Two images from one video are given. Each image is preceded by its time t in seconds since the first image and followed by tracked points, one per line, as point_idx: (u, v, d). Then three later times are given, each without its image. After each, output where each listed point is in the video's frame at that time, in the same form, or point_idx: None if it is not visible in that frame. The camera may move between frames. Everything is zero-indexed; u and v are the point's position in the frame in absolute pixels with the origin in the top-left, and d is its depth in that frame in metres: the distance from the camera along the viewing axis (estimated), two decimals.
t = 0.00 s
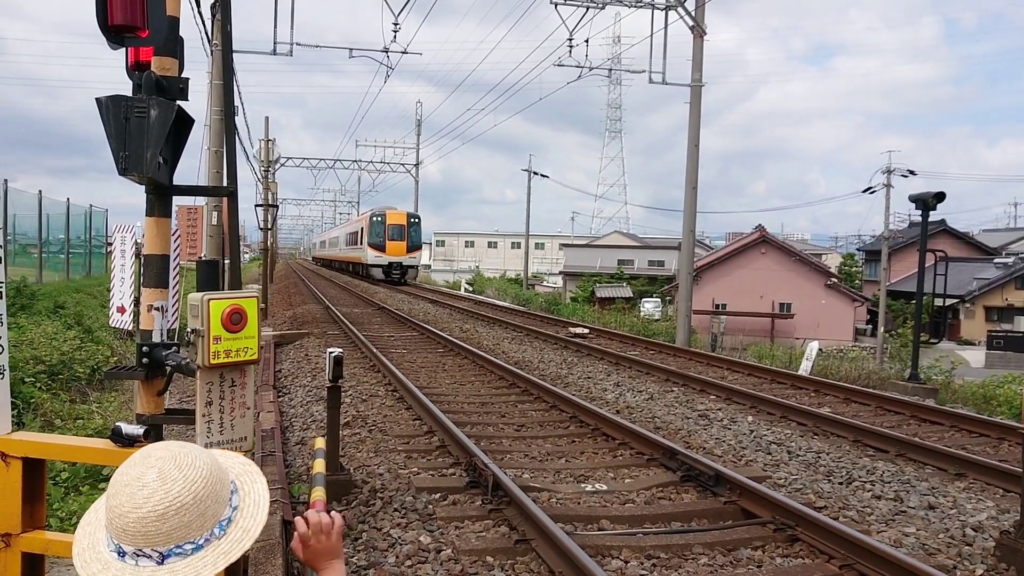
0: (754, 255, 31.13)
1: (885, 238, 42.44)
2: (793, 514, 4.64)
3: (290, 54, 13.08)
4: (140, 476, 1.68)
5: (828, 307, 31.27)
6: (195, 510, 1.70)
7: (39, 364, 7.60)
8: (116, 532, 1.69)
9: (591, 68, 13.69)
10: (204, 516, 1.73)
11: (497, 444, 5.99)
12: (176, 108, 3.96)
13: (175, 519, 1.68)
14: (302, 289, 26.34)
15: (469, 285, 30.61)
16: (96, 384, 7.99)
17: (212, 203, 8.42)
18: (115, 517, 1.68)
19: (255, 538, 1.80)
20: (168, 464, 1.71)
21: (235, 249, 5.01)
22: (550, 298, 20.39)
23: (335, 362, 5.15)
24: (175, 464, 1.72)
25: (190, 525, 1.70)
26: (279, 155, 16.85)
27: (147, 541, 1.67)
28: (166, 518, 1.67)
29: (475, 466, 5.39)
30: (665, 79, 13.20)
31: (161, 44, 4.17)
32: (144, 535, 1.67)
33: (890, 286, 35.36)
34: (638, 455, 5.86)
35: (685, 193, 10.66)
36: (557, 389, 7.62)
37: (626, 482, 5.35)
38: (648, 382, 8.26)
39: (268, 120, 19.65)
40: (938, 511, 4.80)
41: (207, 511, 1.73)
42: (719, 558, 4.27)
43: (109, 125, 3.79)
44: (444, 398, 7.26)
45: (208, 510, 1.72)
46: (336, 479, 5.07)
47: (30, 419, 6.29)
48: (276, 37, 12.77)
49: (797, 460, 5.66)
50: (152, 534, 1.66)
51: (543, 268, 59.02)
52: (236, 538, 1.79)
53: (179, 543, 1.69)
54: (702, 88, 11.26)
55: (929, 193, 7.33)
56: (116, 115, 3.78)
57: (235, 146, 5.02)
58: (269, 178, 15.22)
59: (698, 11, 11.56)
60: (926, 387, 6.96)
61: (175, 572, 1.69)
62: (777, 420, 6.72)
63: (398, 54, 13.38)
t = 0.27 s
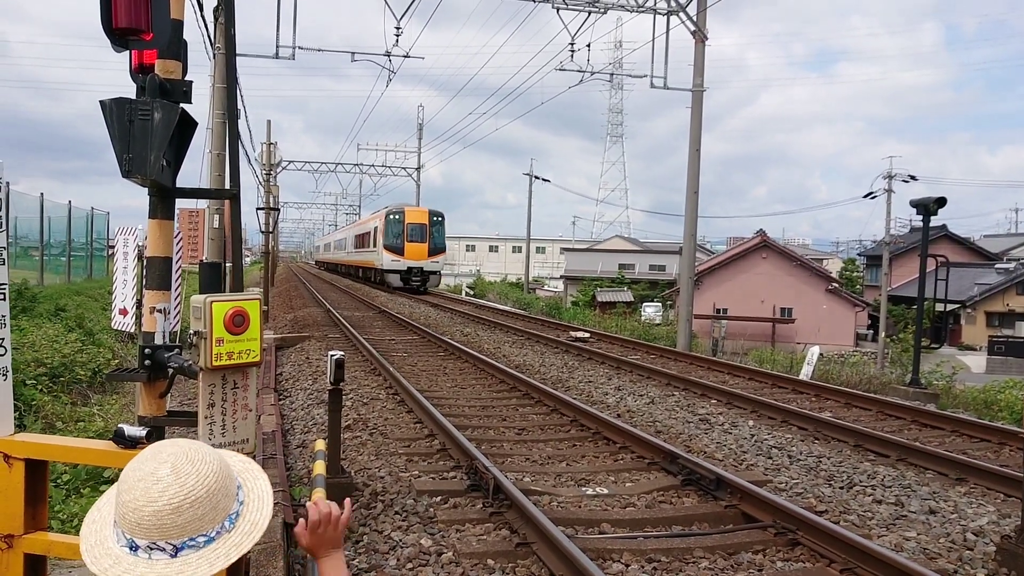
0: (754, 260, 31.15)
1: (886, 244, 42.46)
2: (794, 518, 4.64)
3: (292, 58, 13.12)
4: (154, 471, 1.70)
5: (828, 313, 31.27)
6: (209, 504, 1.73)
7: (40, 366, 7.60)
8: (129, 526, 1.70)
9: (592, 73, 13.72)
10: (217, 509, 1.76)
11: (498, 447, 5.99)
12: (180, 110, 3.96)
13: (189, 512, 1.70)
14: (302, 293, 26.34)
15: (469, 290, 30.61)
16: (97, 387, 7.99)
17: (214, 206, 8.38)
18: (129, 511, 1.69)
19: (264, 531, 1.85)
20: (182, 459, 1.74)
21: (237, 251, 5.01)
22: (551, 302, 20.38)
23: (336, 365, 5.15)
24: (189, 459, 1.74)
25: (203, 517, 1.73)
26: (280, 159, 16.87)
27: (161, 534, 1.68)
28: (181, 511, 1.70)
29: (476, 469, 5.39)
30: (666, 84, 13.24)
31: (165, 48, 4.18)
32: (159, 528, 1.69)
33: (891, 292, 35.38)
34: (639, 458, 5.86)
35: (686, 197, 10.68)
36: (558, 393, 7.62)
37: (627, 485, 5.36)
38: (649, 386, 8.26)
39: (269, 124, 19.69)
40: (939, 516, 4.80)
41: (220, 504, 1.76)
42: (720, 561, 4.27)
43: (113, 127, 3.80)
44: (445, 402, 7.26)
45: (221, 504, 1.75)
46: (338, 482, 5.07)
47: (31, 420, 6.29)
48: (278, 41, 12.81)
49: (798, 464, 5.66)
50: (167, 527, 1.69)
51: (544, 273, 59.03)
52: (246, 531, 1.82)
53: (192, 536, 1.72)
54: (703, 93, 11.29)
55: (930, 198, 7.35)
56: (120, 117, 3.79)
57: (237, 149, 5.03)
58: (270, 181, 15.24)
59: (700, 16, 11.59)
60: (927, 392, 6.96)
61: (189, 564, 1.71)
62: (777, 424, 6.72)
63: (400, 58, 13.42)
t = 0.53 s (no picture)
0: (756, 264, 31.12)
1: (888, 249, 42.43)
2: (794, 524, 4.63)
3: (294, 62, 13.16)
4: (158, 472, 1.73)
5: (830, 317, 31.25)
6: (213, 502, 1.76)
7: (41, 370, 7.62)
8: (136, 527, 1.73)
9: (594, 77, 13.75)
10: (221, 507, 1.79)
11: (498, 452, 5.99)
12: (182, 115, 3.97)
13: (194, 511, 1.73)
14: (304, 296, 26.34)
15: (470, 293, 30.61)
16: (98, 390, 7.99)
17: (215, 210, 8.36)
18: (135, 513, 1.72)
19: (270, 525, 1.88)
20: (183, 460, 1.77)
21: (238, 256, 5.02)
22: (552, 307, 20.38)
23: (336, 369, 5.15)
24: (190, 460, 1.77)
25: (208, 516, 1.76)
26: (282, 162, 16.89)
27: (168, 534, 1.72)
28: (186, 510, 1.73)
29: (476, 474, 5.40)
30: (668, 89, 13.28)
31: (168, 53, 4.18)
32: (166, 528, 1.72)
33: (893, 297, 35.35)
34: (639, 463, 5.86)
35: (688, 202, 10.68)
36: (558, 397, 7.62)
37: (627, 491, 5.35)
38: (650, 391, 8.25)
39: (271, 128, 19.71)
40: (939, 522, 4.80)
41: (224, 502, 1.79)
42: (720, 567, 4.27)
43: (116, 132, 3.82)
44: (445, 406, 7.26)
45: (224, 502, 1.79)
46: (338, 486, 5.08)
47: (32, 424, 6.30)
48: (282, 45, 12.86)
49: (798, 470, 5.66)
50: (173, 528, 1.72)
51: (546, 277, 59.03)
52: (252, 526, 1.86)
53: (200, 534, 1.75)
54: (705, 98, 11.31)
55: (931, 204, 7.34)
56: (122, 122, 3.80)
57: (239, 154, 5.04)
58: (272, 185, 15.26)
59: (701, 21, 11.62)
60: (928, 398, 6.96)
61: (198, 562, 1.74)
62: (778, 430, 6.71)
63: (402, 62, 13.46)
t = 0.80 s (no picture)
0: (759, 271, 31.06)
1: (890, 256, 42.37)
2: (795, 530, 4.62)
3: (296, 67, 13.21)
4: (189, 469, 1.77)
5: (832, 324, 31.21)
6: (242, 500, 1.80)
7: (43, 374, 7.62)
8: (168, 524, 1.77)
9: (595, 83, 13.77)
10: (250, 505, 1.82)
11: (499, 457, 5.99)
12: (185, 119, 3.98)
13: (225, 508, 1.77)
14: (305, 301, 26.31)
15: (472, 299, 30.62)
16: (99, 394, 8.00)
17: (217, 215, 8.36)
18: (167, 510, 1.76)
19: (298, 523, 1.91)
20: (214, 458, 1.81)
21: (240, 259, 5.03)
22: (553, 312, 20.37)
23: (338, 373, 5.16)
24: (221, 458, 1.81)
25: (238, 513, 1.79)
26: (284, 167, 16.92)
27: (199, 532, 1.75)
28: (216, 508, 1.77)
29: (476, 478, 5.39)
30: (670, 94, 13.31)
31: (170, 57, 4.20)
32: (198, 525, 1.75)
33: (895, 303, 35.32)
34: (641, 468, 5.85)
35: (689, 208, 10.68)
36: (559, 402, 7.61)
37: (628, 496, 5.34)
38: (651, 396, 8.24)
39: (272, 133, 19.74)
40: (941, 528, 4.78)
41: (253, 500, 1.82)
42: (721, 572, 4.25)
43: (118, 136, 3.83)
44: (446, 411, 7.26)
45: (255, 501, 1.82)
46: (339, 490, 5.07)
47: (34, 428, 6.30)
48: (284, 50, 12.91)
49: (799, 476, 5.65)
50: (204, 524, 1.76)
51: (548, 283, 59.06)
52: (280, 524, 1.88)
53: (229, 532, 1.78)
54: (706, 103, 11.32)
55: (933, 210, 7.34)
56: (125, 126, 3.81)
57: (240, 158, 5.05)
58: (274, 190, 15.29)
59: (703, 27, 11.64)
60: (930, 404, 6.94)
61: (227, 560, 1.77)
62: (779, 435, 6.71)
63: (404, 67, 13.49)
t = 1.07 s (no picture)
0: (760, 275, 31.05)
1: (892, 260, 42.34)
2: (798, 535, 4.60)
3: (298, 71, 13.26)
4: (206, 468, 1.78)
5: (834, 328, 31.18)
6: (257, 502, 1.80)
7: (45, 378, 7.62)
8: (183, 523, 1.78)
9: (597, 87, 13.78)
10: (266, 507, 1.83)
11: (501, 461, 5.98)
12: (188, 123, 3.98)
13: (239, 509, 1.78)
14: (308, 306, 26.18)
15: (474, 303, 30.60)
16: (101, 398, 8.00)
17: (219, 219, 8.37)
18: (181, 509, 1.77)
19: (312, 528, 1.90)
20: (231, 458, 1.82)
21: (242, 264, 5.03)
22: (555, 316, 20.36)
23: (340, 378, 5.15)
24: (239, 458, 1.82)
25: (253, 515, 1.79)
26: (286, 172, 16.94)
27: (213, 531, 1.76)
28: (231, 508, 1.77)
29: (479, 483, 5.38)
30: (671, 99, 13.31)
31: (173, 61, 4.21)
32: (212, 524, 1.76)
33: (897, 308, 35.26)
34: (643, 473, 5.84)
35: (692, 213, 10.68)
36: (561, 407, 7.60)
37: (630, 501, 5.33)
38: (653, 401, 8.23)
39: (274, 138, 19.77)
40: (944, 533, 4.77)
41: (268, 502, 1.83)
42: None
43: (121, 140, 3.82)
44: (448, 415, 7.25)
45: (271, 503, 1.83)
46: (340, 494, 5.06)
47: (36, 432, 6.30)
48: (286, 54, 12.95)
49: (802, 480, 5.64)
50: (218, 524, 1.76)
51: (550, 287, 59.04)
52: (295, 528, 1.88)
53: (243, 533, 1.78)
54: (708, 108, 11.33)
55: (935, 214, 7.33)
56: (127, 130, 3.81)
57: (243, 163, 5.06)
58: (276, 194, 15.32)
59: (705, 31, 11.65)
60: (933, 409, 6.92)
61: (239, 561, 1.78)
62: (781, 440, 6.69)
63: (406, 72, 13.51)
